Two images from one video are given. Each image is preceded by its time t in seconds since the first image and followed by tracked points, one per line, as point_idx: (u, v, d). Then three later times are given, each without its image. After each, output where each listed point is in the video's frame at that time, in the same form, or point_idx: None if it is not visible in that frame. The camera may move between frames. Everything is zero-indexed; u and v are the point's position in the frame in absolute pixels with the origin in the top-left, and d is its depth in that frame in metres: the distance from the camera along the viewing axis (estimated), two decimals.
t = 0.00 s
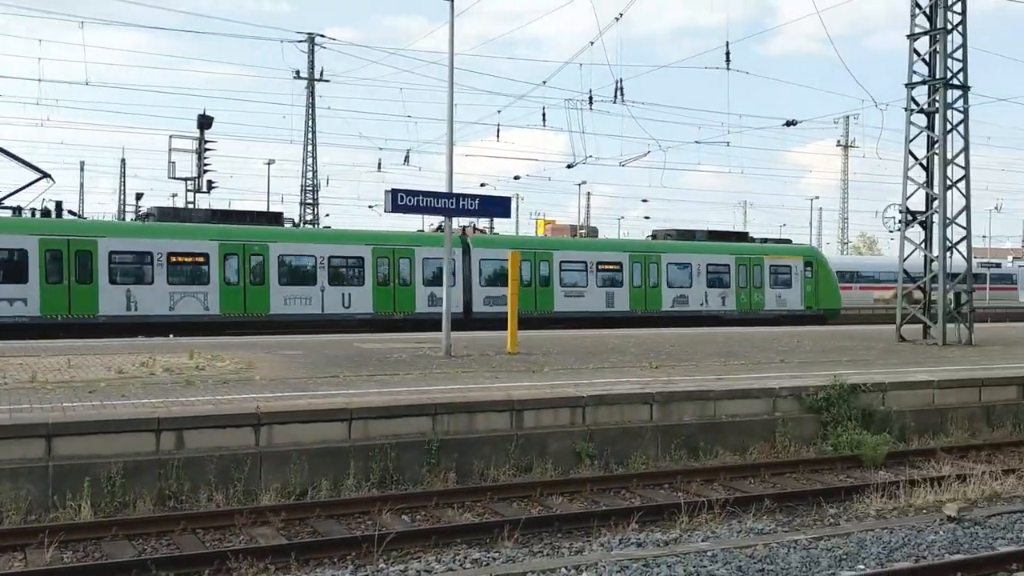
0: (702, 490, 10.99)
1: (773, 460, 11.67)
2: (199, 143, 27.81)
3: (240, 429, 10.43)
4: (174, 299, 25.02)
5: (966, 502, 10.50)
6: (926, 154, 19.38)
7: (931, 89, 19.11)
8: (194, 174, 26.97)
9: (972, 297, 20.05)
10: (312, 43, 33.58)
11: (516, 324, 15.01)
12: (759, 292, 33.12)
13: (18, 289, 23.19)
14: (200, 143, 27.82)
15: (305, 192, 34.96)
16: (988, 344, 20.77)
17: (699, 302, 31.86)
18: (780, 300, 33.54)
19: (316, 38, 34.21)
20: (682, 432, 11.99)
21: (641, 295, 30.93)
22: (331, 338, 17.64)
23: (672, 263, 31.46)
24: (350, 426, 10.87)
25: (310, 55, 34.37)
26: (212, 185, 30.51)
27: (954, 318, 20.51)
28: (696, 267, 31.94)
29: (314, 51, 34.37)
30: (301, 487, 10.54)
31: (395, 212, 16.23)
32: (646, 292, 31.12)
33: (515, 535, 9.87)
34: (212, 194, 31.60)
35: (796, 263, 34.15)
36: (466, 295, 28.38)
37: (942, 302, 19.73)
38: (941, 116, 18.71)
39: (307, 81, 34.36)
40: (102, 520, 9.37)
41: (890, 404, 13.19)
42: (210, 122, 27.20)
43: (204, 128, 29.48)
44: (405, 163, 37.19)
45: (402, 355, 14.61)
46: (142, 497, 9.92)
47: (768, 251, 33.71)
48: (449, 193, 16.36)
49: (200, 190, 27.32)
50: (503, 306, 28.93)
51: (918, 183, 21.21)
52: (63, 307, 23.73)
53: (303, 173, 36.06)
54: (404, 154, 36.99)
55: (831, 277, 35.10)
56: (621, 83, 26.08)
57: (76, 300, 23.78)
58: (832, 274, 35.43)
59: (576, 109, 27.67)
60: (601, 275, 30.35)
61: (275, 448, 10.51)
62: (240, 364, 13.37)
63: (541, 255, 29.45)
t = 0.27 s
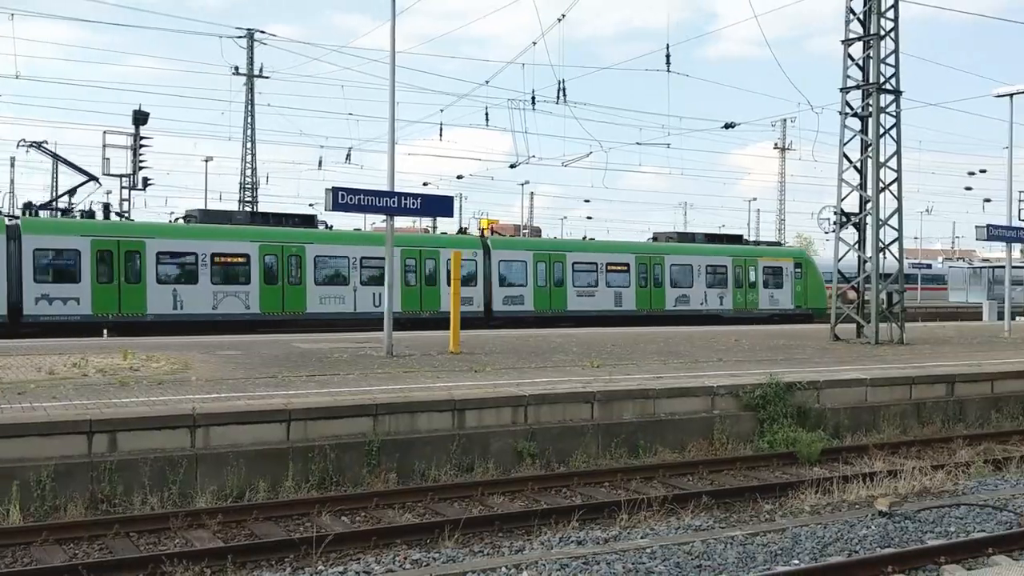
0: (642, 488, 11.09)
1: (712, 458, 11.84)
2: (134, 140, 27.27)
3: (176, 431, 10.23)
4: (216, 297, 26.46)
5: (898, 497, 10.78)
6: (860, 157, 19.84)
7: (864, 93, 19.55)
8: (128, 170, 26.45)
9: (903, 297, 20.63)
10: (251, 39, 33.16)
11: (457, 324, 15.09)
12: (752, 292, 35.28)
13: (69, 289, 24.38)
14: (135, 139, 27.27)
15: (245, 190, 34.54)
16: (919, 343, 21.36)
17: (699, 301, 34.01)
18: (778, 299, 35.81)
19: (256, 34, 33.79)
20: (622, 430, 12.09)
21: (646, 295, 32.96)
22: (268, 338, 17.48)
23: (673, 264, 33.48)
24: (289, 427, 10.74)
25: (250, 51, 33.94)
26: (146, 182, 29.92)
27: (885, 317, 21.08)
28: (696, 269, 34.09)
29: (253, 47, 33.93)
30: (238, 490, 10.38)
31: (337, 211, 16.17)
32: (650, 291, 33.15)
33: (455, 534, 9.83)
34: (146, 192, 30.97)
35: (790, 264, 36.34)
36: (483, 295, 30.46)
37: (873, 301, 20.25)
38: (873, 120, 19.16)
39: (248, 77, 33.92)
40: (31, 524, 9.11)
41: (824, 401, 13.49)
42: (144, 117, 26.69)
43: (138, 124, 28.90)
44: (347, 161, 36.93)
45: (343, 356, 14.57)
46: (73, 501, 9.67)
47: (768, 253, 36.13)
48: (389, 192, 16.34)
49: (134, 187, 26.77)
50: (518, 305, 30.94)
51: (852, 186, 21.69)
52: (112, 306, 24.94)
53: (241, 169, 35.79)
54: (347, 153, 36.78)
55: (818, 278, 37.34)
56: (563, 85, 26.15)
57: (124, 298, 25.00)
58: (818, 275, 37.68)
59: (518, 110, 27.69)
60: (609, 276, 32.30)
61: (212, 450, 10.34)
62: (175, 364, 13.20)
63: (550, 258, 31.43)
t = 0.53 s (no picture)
0: (590, 485, 11.15)
1: (660, 455, 11.97)
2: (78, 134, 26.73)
3: (119, 430, 10.04)
4: (261, 294, 27.62)
5: (840, 493, 10.98)
6: (805, 158, 20.16)
7: (810, 95, 19.84)
8: (71, 165, 25.92)
9: (846, 296, 21.05)
10: (200, 32, 32.66)
11: (406, 323, 15.09)
12: (749, 292, 36.68)
13: (128, 286, 25.60)
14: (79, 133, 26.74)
15: (192, 185, 34.09)
16: (863, 341, 21.80)
17: (700, 300, 35.30)
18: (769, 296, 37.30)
19: (204, 27, 33.28)
20: (571, 429, 12.17)
21: (653, 294, 34.17)
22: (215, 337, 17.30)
23: (678, 264, 34.71)
24: (235, 426, 10.61)
25: (199, 44, 33.43)
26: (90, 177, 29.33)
27: (829, 316, 21.47)
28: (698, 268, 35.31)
29: (202, 40, 33.43)
30: (183, 490, 10.23)
31: (284, 207, 16.06)
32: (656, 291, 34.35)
33: (404, 534, 9.78)
34: (91, 187, 30.38)
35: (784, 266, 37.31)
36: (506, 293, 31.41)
37: (818, 301, 20.62)
38: (819, 121, 19.47)
39: (197, 71, 33.41)
40: None
41: (770, 399, 13.70)
42: (88, 111, 26.17)
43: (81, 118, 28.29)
44: (297, 156, 36.58)
45: (291, 355, 14.49)
46: (12, 502, 9.42)
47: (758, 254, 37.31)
48: (338, 188, 16.30)
49: (78, 182, 26.24)
50: (536, 302, 32.05)
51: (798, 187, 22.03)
52: (166, 303, 26.10)
53: (189, 165, 35.28)
54: (297, 149, 36.42)
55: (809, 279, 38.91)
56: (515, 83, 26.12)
57: (177, 295, 26.15)
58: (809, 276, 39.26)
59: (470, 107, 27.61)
60: (621, 275, 33.44)
61: (156, 450, 10.16)
62: (119, 363, 13.00)
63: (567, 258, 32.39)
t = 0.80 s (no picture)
0: (549, 481, 11.19)
1: (618, 451, 12.05)
2: (30, 126, 26.23)
3: (71, 428, 9.87)
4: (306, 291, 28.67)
5: (794, 487, 11.14)
6: (762, 157, 20.40)
7: (767, 94, 20.09)
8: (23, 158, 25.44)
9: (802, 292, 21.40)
10: (155, 25, 32.22)
11: (365, 319, 15.06)
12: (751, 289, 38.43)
13: (186, 282, 26.65)
14: (31, 125, 26.23)
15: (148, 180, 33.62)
16: (817, 337, 22.17)
17: (707, 297, 36.93)
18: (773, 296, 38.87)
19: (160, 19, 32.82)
20: (530, 425, 12.21)
21: (664, 291, 35.82)
22: (170, 333, 17.10)
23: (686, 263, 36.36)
24: (191, 424, 10.48)
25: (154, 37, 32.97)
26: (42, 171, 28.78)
27: (785, 313, 21.78)
28: (705, 267, 37.04)
29: (157, 33, 32.97)
30: (137, 489, 10.08)
31: (241, 202, 15.94)
32: (666, 288, 35.92)
33: (361, 531, 9.72)
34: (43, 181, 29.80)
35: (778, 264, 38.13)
36: (530, 290, 32.91)
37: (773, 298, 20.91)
38: (775, 120, 19.72)
39: (152, 64, 32.93)
40: None
41: (726, 394, 13.86)
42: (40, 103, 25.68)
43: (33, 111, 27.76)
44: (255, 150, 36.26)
45: (248, 352, 14.37)
46: None
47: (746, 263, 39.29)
48: (296, 183, 16.22)
49: (30, 175, 25.76)
50: (557, 299, 33.58)
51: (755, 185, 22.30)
52: (220, 299, 27.18)
53: (145, 159, 34.77)
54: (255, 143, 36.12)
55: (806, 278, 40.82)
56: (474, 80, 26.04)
57: (233, 291, 27.23)
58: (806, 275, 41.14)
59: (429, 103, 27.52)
60: (634, 273, 35.02)
61: (109, 448, 10.00)
62: (71, 360, 12.80)
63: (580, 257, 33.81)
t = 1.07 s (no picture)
0: (517, 477, 11.21)
1: (585, 447, 12.11)
2: None
3: (32, 425, 9.70)
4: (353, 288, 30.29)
5: (759, 482, 11.26)
6: (727, 155, 20.57)
7: (732, 93, 20.26)
8: None
9: (766, 289, 21.60)
10: (117, 17, 31.75)
11: (331, 316, 14.99)
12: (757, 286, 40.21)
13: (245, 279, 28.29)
14: None
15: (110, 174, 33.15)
16: (781, 333, 22.43)
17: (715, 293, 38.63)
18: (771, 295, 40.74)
19: (121, 12, 32.36)
20: (497, 421, 12.24)
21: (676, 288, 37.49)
22: (131, 329, 16.88)
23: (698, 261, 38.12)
24: (154, 421, 10.35)
25: (116, 29, 32.51)
26: None
27: (749, 310, 22.01)
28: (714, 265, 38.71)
29: (119, 25, 32.51)
30: (99, 487, 9.93)
31: (206, 197, 15.80)
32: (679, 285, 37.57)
33: (327, 528, 9.65)
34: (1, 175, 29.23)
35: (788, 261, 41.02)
36: (554, 287, 34.49)
37: (737, 294, 21.12)
38: (740, 119, 19.89)
39: (115, 57, 32.46)
40: None
41: (692, 390, 13.98)
42: None
43: None
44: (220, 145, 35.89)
45: (212, 349, 14.25)
46: None
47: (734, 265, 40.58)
48: (261, 178, 16.11)
49: None
50: (580, 296, 35.18)
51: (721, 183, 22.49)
52: (276, 294, 28.88)
53: (107, 153, 34.27)
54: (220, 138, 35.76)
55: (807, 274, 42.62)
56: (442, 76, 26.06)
57: (287, 288, 28.90)
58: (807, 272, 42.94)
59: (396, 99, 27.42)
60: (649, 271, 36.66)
61: (70, 445, 9.84)
62: (30, 357, 12.60)
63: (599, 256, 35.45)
